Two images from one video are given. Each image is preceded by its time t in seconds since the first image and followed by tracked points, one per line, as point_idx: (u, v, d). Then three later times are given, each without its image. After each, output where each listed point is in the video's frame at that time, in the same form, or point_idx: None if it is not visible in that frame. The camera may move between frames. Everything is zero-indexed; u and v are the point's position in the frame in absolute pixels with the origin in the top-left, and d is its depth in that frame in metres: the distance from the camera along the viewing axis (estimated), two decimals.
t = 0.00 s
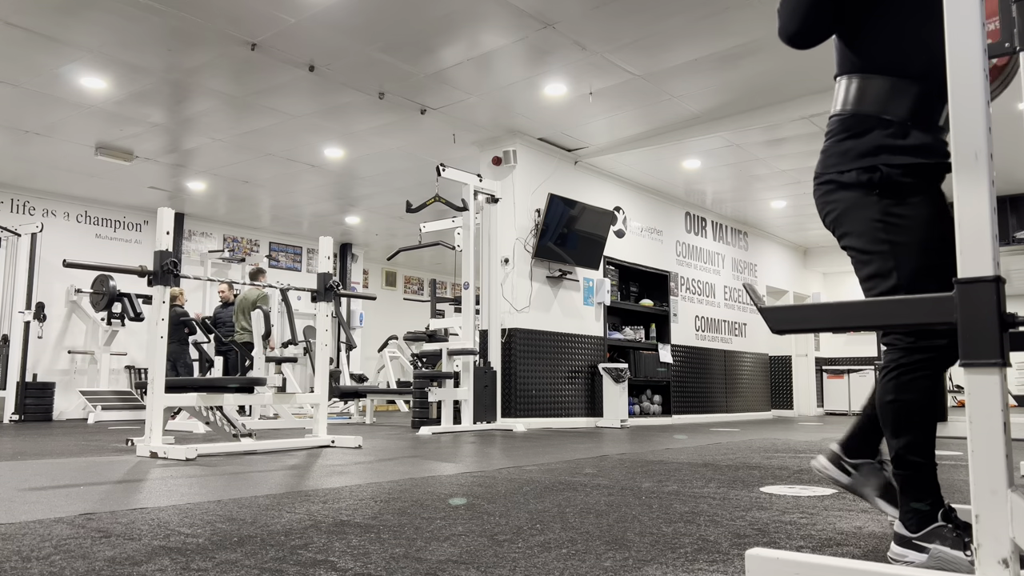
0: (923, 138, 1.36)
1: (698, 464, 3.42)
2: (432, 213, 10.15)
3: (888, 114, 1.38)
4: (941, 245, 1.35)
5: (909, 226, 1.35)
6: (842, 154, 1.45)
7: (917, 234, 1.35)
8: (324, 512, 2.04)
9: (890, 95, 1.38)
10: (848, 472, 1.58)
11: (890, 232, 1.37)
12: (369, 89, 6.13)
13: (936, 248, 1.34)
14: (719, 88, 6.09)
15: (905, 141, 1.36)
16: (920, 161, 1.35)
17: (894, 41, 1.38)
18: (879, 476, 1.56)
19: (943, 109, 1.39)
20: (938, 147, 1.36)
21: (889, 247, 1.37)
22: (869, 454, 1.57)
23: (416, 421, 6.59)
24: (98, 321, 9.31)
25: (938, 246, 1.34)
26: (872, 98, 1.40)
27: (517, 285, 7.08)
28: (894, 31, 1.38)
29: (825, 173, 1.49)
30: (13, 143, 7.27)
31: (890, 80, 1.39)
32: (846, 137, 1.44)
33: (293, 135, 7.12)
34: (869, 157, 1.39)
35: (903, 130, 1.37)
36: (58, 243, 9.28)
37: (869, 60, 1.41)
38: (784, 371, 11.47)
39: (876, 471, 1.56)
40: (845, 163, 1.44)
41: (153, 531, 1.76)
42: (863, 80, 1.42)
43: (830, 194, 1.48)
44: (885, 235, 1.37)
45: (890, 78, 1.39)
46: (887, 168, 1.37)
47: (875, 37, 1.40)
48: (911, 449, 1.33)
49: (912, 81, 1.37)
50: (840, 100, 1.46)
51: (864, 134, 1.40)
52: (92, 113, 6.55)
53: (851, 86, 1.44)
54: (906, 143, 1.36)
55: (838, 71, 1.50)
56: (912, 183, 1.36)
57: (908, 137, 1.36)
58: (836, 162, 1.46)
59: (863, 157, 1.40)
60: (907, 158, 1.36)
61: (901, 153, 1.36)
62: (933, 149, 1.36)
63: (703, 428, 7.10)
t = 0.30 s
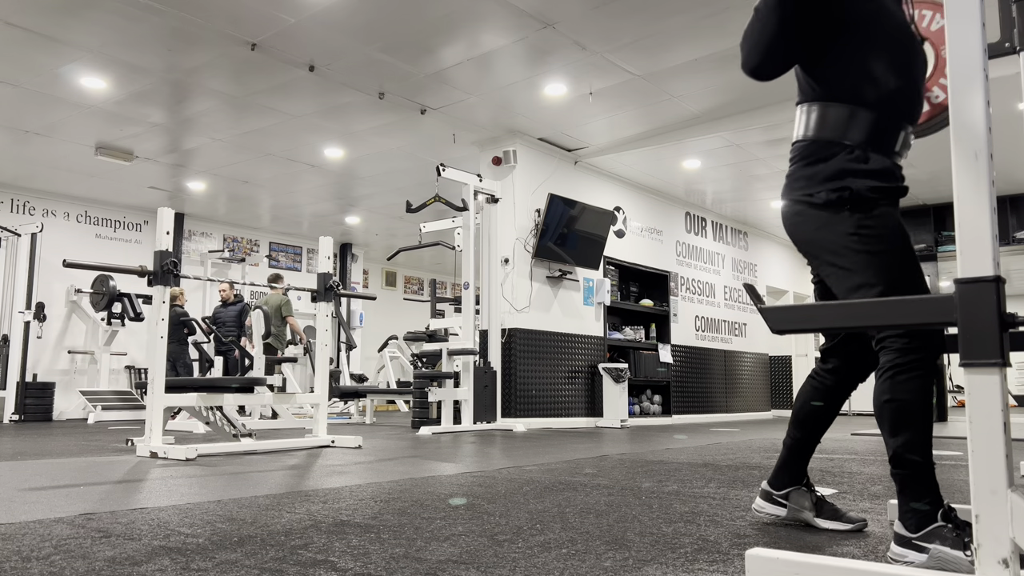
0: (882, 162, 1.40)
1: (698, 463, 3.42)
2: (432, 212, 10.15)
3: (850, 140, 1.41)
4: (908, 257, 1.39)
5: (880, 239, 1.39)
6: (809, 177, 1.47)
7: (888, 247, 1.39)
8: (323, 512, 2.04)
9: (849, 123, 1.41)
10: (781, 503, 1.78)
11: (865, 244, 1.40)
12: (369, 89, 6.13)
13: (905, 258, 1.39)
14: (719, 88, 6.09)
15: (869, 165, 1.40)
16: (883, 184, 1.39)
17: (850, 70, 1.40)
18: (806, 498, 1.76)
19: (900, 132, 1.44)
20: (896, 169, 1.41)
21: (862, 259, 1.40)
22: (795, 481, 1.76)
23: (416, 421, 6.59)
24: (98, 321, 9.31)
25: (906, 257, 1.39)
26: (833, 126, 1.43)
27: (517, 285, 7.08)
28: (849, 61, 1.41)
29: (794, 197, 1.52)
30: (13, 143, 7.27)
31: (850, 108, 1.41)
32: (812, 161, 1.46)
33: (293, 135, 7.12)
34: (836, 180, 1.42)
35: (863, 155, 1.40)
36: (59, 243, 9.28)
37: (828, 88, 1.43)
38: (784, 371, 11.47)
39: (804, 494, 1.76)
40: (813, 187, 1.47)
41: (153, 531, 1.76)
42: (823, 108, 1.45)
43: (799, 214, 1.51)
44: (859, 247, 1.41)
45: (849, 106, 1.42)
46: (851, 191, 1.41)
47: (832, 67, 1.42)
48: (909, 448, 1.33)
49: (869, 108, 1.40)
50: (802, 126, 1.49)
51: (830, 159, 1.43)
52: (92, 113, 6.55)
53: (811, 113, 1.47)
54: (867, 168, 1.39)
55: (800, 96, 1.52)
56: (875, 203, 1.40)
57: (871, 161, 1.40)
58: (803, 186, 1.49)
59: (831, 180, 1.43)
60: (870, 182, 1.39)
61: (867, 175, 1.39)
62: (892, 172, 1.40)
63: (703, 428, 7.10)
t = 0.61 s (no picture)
0: (818, 177, 1.45)
1: (698, 463, 3.42)
2: (432, 212, 10.15)
3: (789, 156, 1.47)
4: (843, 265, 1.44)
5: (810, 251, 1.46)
6: (752, 190, 1.53)
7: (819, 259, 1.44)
8: (324, 512, 2.04)
9: (787, 138, 1.48)
10: (779, 509, 1.78)
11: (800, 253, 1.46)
12: (369, 90, 6.13)
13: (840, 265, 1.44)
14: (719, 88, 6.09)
15: (806, 181, 1.45)
16: (817, 198, 1.45)
17: (789, 91, 1.47)
18: (802, 500, 1.76)
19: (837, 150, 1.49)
20: (831, 186, 1.47)
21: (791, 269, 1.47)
22: (789, 485, 1.76)
23: (416, 421, 6.58)
24: (98, 321, 9.32)
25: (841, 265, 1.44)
26: (774, 141, 1.49)
27: (517, 285, 7.08)
28: (789, 82, 1.48)
29: (739, 211, 1.58)
30: (13, 143, 7.27)
31: (790, 126, 1.48)
32: (755, 175, 1.52)
33: (293, 135, 7.12)
34: (775, 194, 1.48)
35: (800, 169, 1.46)
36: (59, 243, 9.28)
37: (772, 107, 1.50)
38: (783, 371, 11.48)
39: (800, 497, 1.76)
40: (755, 200, 1.52)
41: (154, 530, 1.76)
42: (766, 125, 1.51)
43: (745, 225, 1.57)
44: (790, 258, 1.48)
45: (790, 123, 1.48)
46: (787, 204, 1.47)
47: (774, 87, 1.49)
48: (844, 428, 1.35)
49: (807, 125, 1.46)
50: (749, 141, 1.55)
51: (770, 173, 1.49)
52: (92, 114, 6.55)
53: (756, 130, 1.53)
54: (803, 182, 1.45)
55: (748, 113, 1.58)
56: (806, 216, 1.48)
57: (807, 177, 1.45)
58: (746, 199, 1.55)
59: (770, 193, 1.48)
60: (805, 196, 1.45)
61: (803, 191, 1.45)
62: (828, 187, 1.46)
63: (703, 428, 7.10)
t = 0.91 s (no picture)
0: (757, 177, 1.56)
1: (698, 463, 3.41)
2: (432, 213, 10.15)
3: (732, 159, 1.57)
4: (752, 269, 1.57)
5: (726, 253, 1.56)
6: (693, 192, 1.62)
7: (732, 263, 1.55)
8: (324, 512, 2.04)
9: (733, 142, 1.57)
10: (778, 509, 1.79)
11: (715, 256, 1.57)
12: (369, 89, 6.13)
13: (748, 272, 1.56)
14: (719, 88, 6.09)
15: (743, 182, 1.56)
16: (749, 201, 1.56)
17: (734, 95, 1.57)
18: (802, 500, 1.76)
19: (780, 153, 1.59)
20: (768, 187, 1.57)
21: (708, 271, 1.57)
22: (787, 485, 1.77)
23: (416, 421, 6.58)
24: (98, 321, 9.32)
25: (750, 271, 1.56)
26: (721, 144, 1.58)
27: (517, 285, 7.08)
28: (734, 87, 1.58)
29: (683, 211, 1.68)
30: (13, 143, 7.27)
31: (735, 130, 1.57)
32: (698, 178, 1.61)
33: (293, 135, 7.12)
34: (714, 195, 1.57)
35: (740, 170, 1.57)
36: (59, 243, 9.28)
37: (719, 111, 1.60)
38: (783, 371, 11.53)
39: (800, 497, 1.76)
40: (695, 201, 1.61)
41: (153, 530, 1.76)
42: (714, 129, 1.60)
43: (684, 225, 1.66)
44: (708, 261, 1.57)
45: (735, 127, 1.58)
46: (722, 207, 1.57)
47: (720, 92, 1.59)
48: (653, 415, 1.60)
49: (750, 129, 1.57)
50: (698, 145, 1.64)
51: (713, 175, 1.58)
52: (91, 113, 6.55)
53: (706, 135, 1.62)
54: (742, 183, 1.56)
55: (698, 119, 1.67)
56: (737, 219, 1.56)
57: (745, 178, 1.56)
58: (688, 200, 1.64)
59: (710, 194, 1.58)
60: (739, 198, 1.55)
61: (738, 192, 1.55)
62: (766, 188, 1.57)
63: (703, 428, 7.09)
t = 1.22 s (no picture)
0: (684, 180, 1.63)
1: (698, 463, 3.42)
2: (432, 213, 10.16)
3: (660, 161, 1.65)
4: (674, 271, 1.64)
5: (647, 257, 1.65)
6: (623, 193, 1.70)
7: (651, 269, 1.65)
8: (324, 512, 2.04)
9: (664, 145, 1.64)
10: (779, 504, 1.80)
11: (635, 264, 1.67)
12: (369, 89, 6.13)
13: (669, 275, 1.64)
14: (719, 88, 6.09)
15: (668, 184, 1.63)
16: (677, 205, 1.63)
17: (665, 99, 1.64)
18: (802, 496, 1.77)
19: (709, 157, 1.66)
20: (694, 191, 1.63)
21: (633, 275, 1.67)
22: (787, 481, 1.78)
23: (416, 421, 6.58)
24: (98, 321, 9.32)
25: (672, 274, 1.64)
26: (654, 146, 1.65)
27: (517, 285, 7.08)
28: (666, 92, 1.64)
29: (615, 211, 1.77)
30: (13, 142, 7.27)
31: (667, 134, 1.64)
32: (628, 178, 1.70)
33: (292, 135, 7.12)
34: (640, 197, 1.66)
35: (670, 173, 1.64)
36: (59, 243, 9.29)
37: (653, 115, 1.66)
38: (783, 371, 11.72)
39: (800, 493, 1.77)
40: (623, 201, 1.70)
41: (154, 530, 1.76)
42: (650, 132, 1.67)
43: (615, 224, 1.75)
44: (632, 266, 1.67)
45: (667, 130, 1.64)
46: (650, 209, 1.65)
47: (654, 96, 1.65)
48: (604, 435, 1.70)
49: (681, 133, 1.63)
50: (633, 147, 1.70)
51: (641, 176, 1.67)
52: (91, 113, 6.55)
53: (642, 136, 1.68)
54: (671, 185, 1.63)
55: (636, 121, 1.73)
56: (663, 223, 1.64)
57: (670, 181, 1.63)
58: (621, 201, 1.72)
59: (637, 196, 1.66)
60: (666, 201, 1.63)
61: (661, 193, 1.63)
62: (693, 191, 1.63)
63: (703, 428, 7.10)
